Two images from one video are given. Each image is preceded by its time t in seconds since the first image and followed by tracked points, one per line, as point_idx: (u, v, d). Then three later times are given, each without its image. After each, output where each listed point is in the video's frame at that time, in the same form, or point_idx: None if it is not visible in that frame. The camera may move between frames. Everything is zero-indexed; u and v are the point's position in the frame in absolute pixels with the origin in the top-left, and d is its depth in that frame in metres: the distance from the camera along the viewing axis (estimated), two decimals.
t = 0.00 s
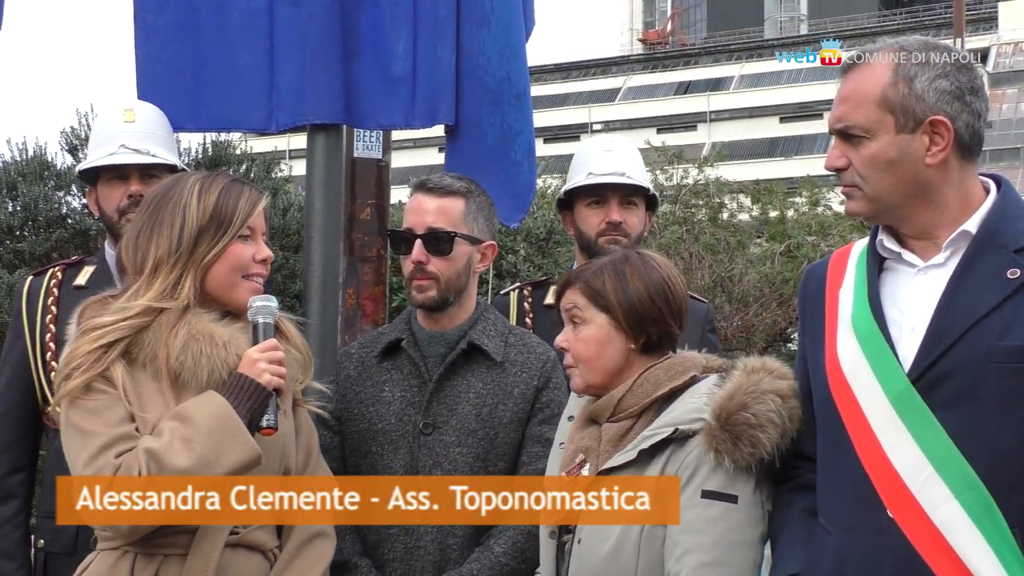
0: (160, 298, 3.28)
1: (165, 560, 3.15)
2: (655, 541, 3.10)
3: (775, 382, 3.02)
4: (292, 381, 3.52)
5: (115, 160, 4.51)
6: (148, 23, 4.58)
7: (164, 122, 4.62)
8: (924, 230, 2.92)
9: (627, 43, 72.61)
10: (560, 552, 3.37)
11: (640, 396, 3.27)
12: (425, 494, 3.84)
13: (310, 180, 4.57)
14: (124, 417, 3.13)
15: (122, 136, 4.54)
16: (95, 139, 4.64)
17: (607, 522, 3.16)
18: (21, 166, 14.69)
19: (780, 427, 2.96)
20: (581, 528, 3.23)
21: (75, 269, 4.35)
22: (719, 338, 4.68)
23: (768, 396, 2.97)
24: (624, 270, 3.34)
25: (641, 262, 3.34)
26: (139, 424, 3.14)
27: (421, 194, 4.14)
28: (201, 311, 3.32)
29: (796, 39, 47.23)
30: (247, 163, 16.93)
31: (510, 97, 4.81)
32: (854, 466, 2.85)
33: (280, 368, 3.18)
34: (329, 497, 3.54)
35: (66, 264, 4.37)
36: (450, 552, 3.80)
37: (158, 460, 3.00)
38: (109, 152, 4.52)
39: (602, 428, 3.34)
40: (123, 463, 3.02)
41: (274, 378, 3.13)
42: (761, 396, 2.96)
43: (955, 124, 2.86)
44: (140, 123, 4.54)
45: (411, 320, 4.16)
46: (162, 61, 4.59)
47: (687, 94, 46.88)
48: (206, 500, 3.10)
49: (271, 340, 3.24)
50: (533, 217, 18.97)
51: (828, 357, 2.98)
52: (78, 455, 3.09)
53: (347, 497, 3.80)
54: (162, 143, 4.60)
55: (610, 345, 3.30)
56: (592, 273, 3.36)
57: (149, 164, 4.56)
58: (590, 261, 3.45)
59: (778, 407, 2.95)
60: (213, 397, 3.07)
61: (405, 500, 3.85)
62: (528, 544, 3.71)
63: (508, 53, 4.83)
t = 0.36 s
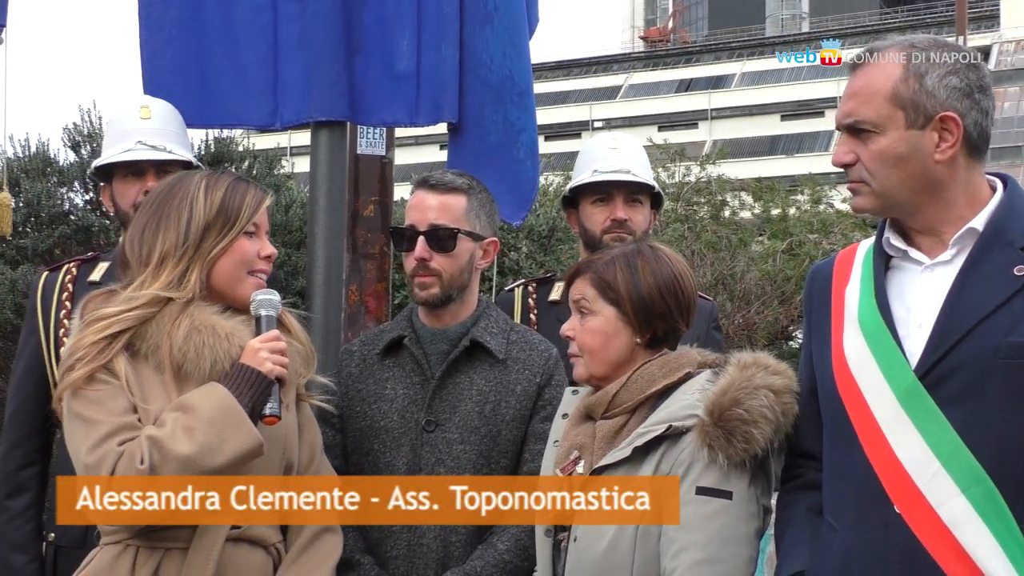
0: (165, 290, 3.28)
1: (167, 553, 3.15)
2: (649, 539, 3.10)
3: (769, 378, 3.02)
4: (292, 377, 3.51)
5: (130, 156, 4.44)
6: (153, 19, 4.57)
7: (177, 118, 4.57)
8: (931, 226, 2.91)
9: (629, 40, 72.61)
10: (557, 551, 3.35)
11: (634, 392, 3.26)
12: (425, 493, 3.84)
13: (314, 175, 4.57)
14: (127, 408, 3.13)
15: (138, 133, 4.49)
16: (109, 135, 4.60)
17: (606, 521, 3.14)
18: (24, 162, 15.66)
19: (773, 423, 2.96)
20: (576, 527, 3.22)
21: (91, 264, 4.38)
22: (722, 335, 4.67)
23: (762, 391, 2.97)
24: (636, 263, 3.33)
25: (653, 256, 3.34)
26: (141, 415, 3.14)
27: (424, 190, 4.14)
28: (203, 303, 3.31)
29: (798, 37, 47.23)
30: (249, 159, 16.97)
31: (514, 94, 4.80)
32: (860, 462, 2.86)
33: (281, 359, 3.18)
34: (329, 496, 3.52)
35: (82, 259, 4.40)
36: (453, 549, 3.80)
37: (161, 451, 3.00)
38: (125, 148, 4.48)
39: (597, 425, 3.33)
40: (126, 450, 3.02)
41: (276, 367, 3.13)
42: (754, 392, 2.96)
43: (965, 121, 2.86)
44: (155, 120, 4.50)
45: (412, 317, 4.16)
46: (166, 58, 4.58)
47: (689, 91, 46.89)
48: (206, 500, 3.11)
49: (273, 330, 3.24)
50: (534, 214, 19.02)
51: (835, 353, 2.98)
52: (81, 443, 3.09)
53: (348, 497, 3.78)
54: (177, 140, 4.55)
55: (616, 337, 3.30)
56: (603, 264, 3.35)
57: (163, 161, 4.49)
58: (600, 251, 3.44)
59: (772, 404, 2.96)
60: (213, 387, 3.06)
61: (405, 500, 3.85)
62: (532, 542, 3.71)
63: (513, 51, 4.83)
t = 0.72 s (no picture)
0: (164, 290, 3.26)
1: (169, 551, 3.14)
2: (651, 539, 3.09)
3: (769, 375, 3.00)
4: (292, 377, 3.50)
5: (151, 155, 4.33)
6: (157, 18, 4.55)
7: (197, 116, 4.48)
8: (935, 224, 2.90)
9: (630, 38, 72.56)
10: (558, 549, 3.35)
11: (634, 390, 3.24)
12: (425, 494, 3.82)
13: (315, 173, 4.57)
14: (126, 407, 3.11)
15: (159, 133, 4.37)
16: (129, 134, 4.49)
17: (608, 521, 3.12)
18: (24, 161, 15.75)
19: (775, 420, 2.94)
20: (578, 527, 3.21)
21: (108, 261, 4.41)
22: (726, 331, 4.67)
23: (763, 389, 2.96)
24: (639, 259, 3.32)
25: (655, 254, 3.32)
26: (141, 413, 3.12)
27: (421, 189, 4.11)
28: (202, 301, 3.30)
29: (799, 34, 47.20)
30: (250, 157, 16.95)
31: (515, 92, 4.76)
32: (863, 460, 2.84)
33: (281, 358, 3.17)
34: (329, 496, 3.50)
35: (99, 255, 4.43)
36: (453, 548, 3.78)
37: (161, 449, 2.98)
38: (146, 148, 4.35)
39: (597, 423, 3.31)
40: (126, 448, 3.00)
41: (276, 366, 3.12)
42: (756, 389, 2.95)
43: (973, 118, 2.85)
44: (177, 120, 4.40)
45: (412, 316, 4.14)
46: (173, 56, 4.58)
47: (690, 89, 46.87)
48: (206, 500, 3.09)
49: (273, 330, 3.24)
50: (535, 212, 19.01)
51: (838, 351, 2.96)
52: (80, 443, 3.08)
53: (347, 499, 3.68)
54: (198, 141, 4.45)
55: (619, 336, 3.28)
56: (605, 262, 3.34)
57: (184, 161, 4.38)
58: (602, 249, 3.42)
59: (774, 401, 2.95)
60: (213, 386, 3.05)
61: (406, 500, 3.81)
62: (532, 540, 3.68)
63: (513, 49, 4.81)
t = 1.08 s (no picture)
0: (168, 286, 3.25)
1: (169, 549, 3.12)
2: (662, 536, 3.07)
3: (778, 374, 2.99)
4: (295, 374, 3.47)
5: (138, 153, 4.31)
6: (156, 17, 4.53)
7: (184, 117, 4.46)
8: (939, 225, 2.89)
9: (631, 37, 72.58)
10: (563, 548, 3.32)
11: (641, 389, 3.23)
12: (425, 493, 3.80)
13: (315, 172, 4.55)
14: (130, 404, 3.09)
15: (145, 131, 4.34)
16: (117, 132, 4.47)
17: (610, 521, 3.11)
18: (25, 158, 15.78)
19: (785, 420, 2.94)
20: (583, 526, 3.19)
21: (96, 256, 4.33)
22: (726, 332, 4.65)
23: (773, 388, 2.95)
24: (646, 258, 3.30)
25: (663, 252, 3.31)
26: (144, 411, 3.10)
27: (422, 188, 4.09)
28: (207, 300, 3.28)
29: (800, 34, 47.19)
30: (250, 155, 16.96)
31: (516, 91, 4.75)
32: (867, 461, 2.82)
33: (286, 358, 3.18)
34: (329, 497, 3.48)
35: (88, 251, 4.35)
36: (450, 546, 3.76)
37: (162, 445, 2.98)
38: (131, 146, 4.33)
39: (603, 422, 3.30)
40: (130, 447, 2.99)
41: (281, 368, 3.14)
42: (766, 388, 2.94)
43: (979, 119, 2.84)
44: (165, 119, 4.38)
45: (412, 315, 4.12)
46: (169, 57, 4.55)
47: (690, 89, 46.86)
48: (206, 500, 3.08)
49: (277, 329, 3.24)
50: (535, 211, 19.00)
51: (841, 350, 2.95)
52: (83, 440, 3.05)
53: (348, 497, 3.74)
54: (186, 139, 4.42)
55: (626, 335, 3.27)
56: (613, 260, 3.31)
57: (171, 160, 4.36)
58: (606, 248, 3.39)
59: (784, 401, 2.94)
60: (219, 385, 3.04)
61: (405, 500, 3.78)
62: (528, 538, 3.68)
63: (514, 47, 4.80)
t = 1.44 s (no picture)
0: (176, 289, 3.23)
1: (171, 549, 3.12)
2: (656, 540, 3.05)
3: (775, 375, 2.97)
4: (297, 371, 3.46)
5: (136, 152, 4.31)
6: (156, 15, 4.54)
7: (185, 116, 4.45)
8: (945, 226, 2.88)
9: (630, 37, 72.57)
10: (562, 547, 3.31)
11: (640, 388, 3.22)
12: (426, 493, 3.80)
13: (314, 172, 4.56)
14: (131, 405, 3.08)
15: (141, 129, 4.35)
16: (117, 131, 4.47)
17: (609, 521, 3.10)
18: (24, 156, 15.78)
19: (781, 420, 2.92)
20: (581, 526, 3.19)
21: (94, 253, 4.29)
22: (726, 332, 4.64)
23: (770, 388, 2.93)
24: (647, 256, 3.29)
25: (664, 252, 3.30)
26: (144, 412, 3.10)
27: (424, 187, 4.08)
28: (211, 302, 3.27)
29: (800, 35, 47.18)
30: (250, 154, 16.96)
31: (516, 89, 4.74)
32: (870, 461, 2.81)
33: (292, 366, 3.17)
34: (329, 497, 3.49)
35: (86, 248, 4.32)
36: (450, 544, 3.76)
37: (165, 450, 2.98)
38: (129, 144, 4.33)
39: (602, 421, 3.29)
40: (132, 449, 2.99)
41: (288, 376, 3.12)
42: (762, 388, 2.93)
43: (988, 120, 2.84)
44: (162, 117, 4.37)
45: (413, 314, 4.11)
46: (169, 55, 4.55)
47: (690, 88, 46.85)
48: (206, 501, 3.07)
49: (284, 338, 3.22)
50: (535, 210, 18.98)
51: (845, 350, 2.94)
52: (83, 441, 3.05)
53: (347, 497, 3.75)
54: (184, 138, 4.40)
55: (627, 335, 3.26)
56: (615, 260, 3.30)
57: (168, 158, 4.35)
58: (608, 246, 3.38)
59: (781, 400, 2.92)
60: (222, 390, 3.03)
61: (405, 500, 3.80)
62: (528, 537, 3.68)
63: (514, 46, 4.78)
